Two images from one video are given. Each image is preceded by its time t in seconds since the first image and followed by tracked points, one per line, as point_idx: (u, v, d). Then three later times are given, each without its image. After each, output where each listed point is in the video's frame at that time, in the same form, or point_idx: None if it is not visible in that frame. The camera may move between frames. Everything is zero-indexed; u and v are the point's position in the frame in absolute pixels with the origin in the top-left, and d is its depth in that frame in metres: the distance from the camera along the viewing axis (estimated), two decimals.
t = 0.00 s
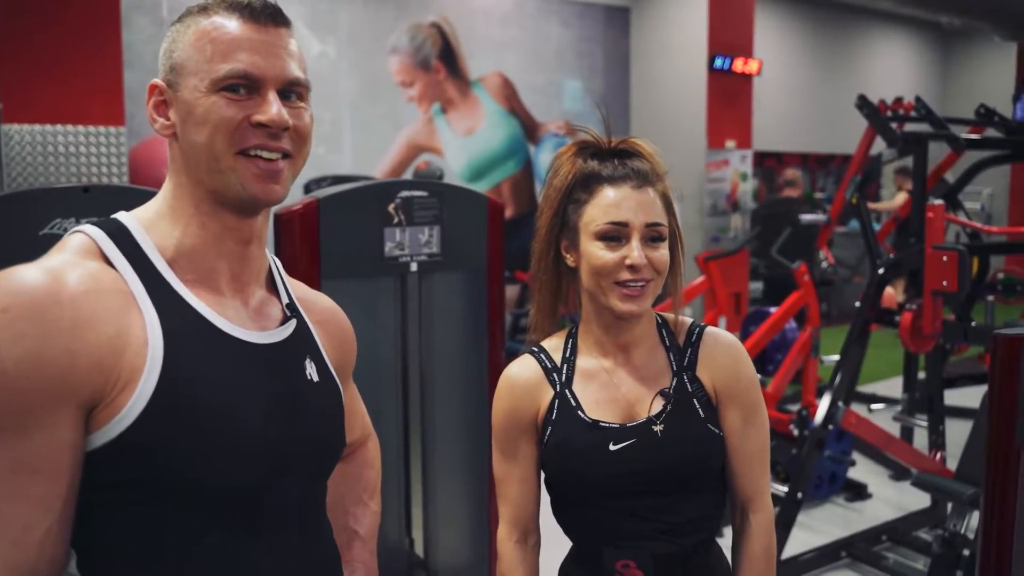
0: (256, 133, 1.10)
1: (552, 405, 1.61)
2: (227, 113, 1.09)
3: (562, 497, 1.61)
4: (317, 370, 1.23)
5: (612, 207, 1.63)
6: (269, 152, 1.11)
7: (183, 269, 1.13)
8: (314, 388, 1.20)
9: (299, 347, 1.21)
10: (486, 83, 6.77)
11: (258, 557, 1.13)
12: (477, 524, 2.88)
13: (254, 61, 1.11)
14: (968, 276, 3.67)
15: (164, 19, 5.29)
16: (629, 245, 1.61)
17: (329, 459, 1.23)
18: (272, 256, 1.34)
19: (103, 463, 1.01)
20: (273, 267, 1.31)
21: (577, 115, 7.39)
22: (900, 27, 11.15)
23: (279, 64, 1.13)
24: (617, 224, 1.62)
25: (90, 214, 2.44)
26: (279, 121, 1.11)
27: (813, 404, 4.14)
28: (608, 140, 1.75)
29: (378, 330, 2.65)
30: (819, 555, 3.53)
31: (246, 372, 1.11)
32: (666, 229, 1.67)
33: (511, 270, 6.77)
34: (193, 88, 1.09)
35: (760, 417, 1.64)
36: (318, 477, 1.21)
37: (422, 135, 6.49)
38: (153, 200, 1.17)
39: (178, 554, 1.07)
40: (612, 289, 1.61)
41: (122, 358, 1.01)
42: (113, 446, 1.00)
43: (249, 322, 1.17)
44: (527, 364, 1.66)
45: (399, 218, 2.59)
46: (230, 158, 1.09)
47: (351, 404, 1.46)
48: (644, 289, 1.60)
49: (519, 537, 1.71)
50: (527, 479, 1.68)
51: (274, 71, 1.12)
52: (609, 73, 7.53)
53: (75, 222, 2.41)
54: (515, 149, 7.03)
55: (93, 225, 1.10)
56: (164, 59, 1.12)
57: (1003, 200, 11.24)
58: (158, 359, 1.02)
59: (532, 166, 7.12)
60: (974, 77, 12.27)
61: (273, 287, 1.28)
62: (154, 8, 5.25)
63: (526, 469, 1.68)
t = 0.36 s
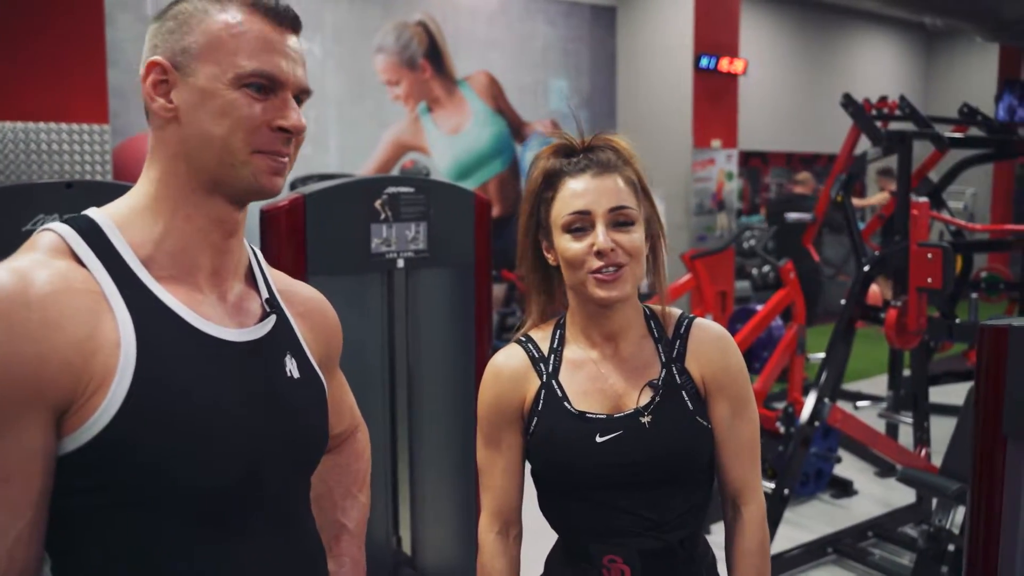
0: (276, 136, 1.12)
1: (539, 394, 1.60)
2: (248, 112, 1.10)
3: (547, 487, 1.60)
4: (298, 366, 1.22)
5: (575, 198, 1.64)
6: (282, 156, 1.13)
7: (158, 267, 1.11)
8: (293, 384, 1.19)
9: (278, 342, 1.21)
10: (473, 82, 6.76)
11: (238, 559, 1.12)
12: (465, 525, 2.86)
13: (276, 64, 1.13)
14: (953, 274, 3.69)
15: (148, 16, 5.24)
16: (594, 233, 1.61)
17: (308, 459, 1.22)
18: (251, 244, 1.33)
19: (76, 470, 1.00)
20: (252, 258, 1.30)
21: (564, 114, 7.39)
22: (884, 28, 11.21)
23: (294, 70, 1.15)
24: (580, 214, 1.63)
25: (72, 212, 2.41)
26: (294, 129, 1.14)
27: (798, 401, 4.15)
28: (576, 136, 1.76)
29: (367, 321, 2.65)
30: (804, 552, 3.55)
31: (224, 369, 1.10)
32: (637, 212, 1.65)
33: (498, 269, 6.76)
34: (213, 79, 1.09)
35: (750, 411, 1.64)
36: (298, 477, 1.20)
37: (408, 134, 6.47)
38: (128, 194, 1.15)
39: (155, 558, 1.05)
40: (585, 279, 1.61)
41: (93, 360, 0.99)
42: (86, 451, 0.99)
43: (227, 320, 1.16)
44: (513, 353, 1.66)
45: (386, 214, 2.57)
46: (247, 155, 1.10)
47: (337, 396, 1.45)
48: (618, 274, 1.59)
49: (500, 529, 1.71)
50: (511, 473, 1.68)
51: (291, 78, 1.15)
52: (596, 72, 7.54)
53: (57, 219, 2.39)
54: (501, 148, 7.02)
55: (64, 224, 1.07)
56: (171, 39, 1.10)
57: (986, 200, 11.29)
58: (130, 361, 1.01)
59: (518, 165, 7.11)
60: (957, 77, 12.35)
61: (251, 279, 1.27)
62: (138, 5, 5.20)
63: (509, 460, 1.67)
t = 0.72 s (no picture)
0: (290, 133, 1.19)
1: (535, 398, 1.59)
2: (278, 105, 1.15)
3: (544, 485, 1.59)
4: (284, 351, 1.23)
5: (544, 197, 1.65)
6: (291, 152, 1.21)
7: (141, 256, 1.09)
8: (282, 370, 1.20)
9: (266, 327, 1.22)
10: (471, 80, 6.76)
11: (231, 555, 1.12)
12: (467, 522, 2.85)
13: (294, 60, 1.18)
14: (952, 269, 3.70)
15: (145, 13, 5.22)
16: (566, 228, 1.61)
17: (299, 452, 1.23)
18: (226, 235, 1.34)
19: (63, 469, 0.98)
20: (228, 245, 1.31)
21: (562, 113, 7.39)
22: (881, 27, 11.25)
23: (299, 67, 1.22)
24: (551, 211, 1.63)
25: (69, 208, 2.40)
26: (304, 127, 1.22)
27: (799, 398, 4.16)
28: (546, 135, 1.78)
29: (368, 318, 2.65)
30: (805, 548, 3.54)
31: (214, 363, 1.09)
32: (609, 201, 1.65)
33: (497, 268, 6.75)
34: (245, 66, 1.12)
35: (745, 404, 1.63)
36: (290, 468, 1.21)
37: (406, 132, 6.48)
38: (94, 181, 1.12)
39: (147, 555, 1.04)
40: (565, 275, 1.61)
41: (81, 355, 0.97)
42: (75, 450, 0.97)
43: (211, 305, 1.16)
44: (507, 355, 1.65)
45: (388, 208, 2.57)
46: (268, 149, 1.16)
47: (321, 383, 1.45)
48: (595, 266, 1.59)
49: (503, 532, 1.70)
50: (510, 474, 1.67)
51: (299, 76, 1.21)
52: (594, 70, 7.54)
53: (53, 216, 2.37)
54: (499, 147, 7.00)
55: (33, 209, 1.04)
56: (200, 18, 1.10)
57: (984, 199, 11.34)
58: (121, 354, 1.00)
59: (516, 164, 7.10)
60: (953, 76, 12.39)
61: (228, 266, 1.28)
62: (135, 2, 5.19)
63: (508, 463, 1.66)
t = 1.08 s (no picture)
0: (289, 124, 1.16)
1: (542, 401, 1.57)
2: (279, 94, 1.12)
3: (554, 489, 1.58)
4: (279, 354, 1.21)
5: (537, 210, 1.59)
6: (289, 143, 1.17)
7: (135, 251, 1.05)
8: (279, 374, 1.19)
9: (261, 327, 1.19)
10: (473, 80, 6.77)
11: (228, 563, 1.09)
12: (475, 521, 2.87)
13: (294, 48, 1.15)
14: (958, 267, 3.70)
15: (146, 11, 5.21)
16: (564, 241, 1.56)
17: (295, 456, 1.20)
18: (218, 230, 1.31)
19: (58, 477, 0.94)
20: (222, 242, 1.29)
21: (564, 113, 7.40)
22: (883, 27, 11.27)
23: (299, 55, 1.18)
24: (546, 225, 1.58)
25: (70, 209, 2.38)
26: (303, 118, 1.18)
27: (804, 396, 4.16)
28: (533, 137, 1.72)
29: (374, 318, 2.64)
30: (811, 547, 3.54)
31: (214, 362, 1.07)
32: (604, 205, 1.60)
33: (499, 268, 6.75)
34: (246, 53, 1.08)
35: (753, 403, 1.60)
36: (286, 474, 1.18)
37: (409, 131, 6.48)
38: (74, 174, 1.08)
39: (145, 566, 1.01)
40: (568, 287, 1.57)
41: (77, 357, 0.93)
42: (71, 456, 0.94)
43: (207, 305, 1.13)
44: (513, 358, 1.63)
45: (396, 206, 2.60)
46: (266, 140, 1.12)
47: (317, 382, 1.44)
48: (598, 274, 1.55)
49: (510, 536, 1.68)
50: (517, 478, 1.65)
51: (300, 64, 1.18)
52: (596, 70, 7.55)
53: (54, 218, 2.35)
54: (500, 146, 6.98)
55: (19, 201, 0.99)
56: None
57: (985, 199, 11.38)
58: (120, 356, 0.96)
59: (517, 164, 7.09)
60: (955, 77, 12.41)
61: (222, 263, 1.26)
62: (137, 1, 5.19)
63: (515, 468, 1.64)
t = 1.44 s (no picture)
0: (297, 122, 1.13)
1: (553, 399, 1.56)
2: (288, 91, 1.09)
3: (567, 488, 1.58)
4: (279, 359, 1.18)
5: (539, 218, 1.56)
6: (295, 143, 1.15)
7: (132, 252, 1.03)
8: (277, 378, 1.15)
9: (261, 330, 1.17)
10: (477, 79, 6.76)
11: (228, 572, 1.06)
12: (482, 520, 2.87)
13: (305, 44, 1.13)
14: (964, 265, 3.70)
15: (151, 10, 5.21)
16: (570, 248, 1.54)
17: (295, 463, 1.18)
18: (220, 229, 1.30)
19: (51, 486, 0.91)
20: (223, 239, 1.28)
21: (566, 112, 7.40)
22: (886, 26, 11.28)
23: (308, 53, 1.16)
24: (551, 233, 1.55)
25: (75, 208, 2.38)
26: (313, 117, 1.16)
27: (809, 395, 4.16)
28: (525, 136, 1.68)
29: (382, 317, 2.64)
30: (815, 546, 3.54)
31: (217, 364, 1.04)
32: (607, 207, 1.57)
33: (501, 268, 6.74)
34: (256, 48, 1.06)
35: (763, 399, 1.60)
36: (284, 480, 1.15)
37: (412, 130, 6.47)
38: (79, 166, 1.05)
39: None
40: (578, 291, 1.56)
41: (71, 366, 0.90)
42: (65, 468, 0.90)
43: (208, 308, 1.11)
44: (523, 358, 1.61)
45: (404, 204, 2.61)
46: (273, 139, 1.10)
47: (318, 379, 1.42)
48: (607, 279, 1.54)
49: (519, 537, 1.68)
50: (527, 478, 1.65)
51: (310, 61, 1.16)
52: (598, 70, 7.56)
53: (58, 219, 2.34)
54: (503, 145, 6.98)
55: (16, 198, 0.96)
56: None
57: (988, 199, 11.39)
58: (115, 366, 0.93)
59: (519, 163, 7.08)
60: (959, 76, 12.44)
61: (222, 263, 1.24)
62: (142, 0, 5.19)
63: (526, 467, 1.64)
